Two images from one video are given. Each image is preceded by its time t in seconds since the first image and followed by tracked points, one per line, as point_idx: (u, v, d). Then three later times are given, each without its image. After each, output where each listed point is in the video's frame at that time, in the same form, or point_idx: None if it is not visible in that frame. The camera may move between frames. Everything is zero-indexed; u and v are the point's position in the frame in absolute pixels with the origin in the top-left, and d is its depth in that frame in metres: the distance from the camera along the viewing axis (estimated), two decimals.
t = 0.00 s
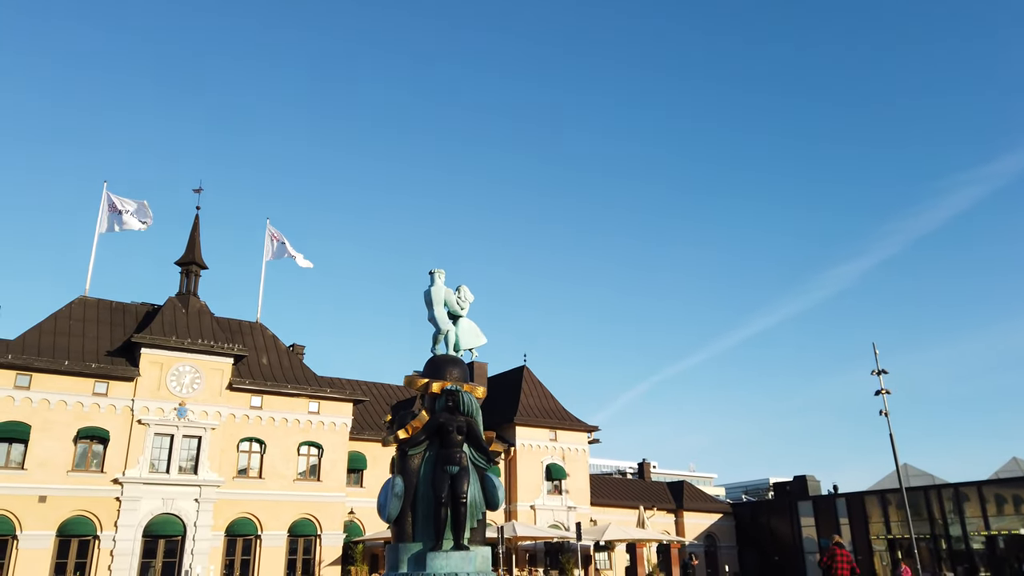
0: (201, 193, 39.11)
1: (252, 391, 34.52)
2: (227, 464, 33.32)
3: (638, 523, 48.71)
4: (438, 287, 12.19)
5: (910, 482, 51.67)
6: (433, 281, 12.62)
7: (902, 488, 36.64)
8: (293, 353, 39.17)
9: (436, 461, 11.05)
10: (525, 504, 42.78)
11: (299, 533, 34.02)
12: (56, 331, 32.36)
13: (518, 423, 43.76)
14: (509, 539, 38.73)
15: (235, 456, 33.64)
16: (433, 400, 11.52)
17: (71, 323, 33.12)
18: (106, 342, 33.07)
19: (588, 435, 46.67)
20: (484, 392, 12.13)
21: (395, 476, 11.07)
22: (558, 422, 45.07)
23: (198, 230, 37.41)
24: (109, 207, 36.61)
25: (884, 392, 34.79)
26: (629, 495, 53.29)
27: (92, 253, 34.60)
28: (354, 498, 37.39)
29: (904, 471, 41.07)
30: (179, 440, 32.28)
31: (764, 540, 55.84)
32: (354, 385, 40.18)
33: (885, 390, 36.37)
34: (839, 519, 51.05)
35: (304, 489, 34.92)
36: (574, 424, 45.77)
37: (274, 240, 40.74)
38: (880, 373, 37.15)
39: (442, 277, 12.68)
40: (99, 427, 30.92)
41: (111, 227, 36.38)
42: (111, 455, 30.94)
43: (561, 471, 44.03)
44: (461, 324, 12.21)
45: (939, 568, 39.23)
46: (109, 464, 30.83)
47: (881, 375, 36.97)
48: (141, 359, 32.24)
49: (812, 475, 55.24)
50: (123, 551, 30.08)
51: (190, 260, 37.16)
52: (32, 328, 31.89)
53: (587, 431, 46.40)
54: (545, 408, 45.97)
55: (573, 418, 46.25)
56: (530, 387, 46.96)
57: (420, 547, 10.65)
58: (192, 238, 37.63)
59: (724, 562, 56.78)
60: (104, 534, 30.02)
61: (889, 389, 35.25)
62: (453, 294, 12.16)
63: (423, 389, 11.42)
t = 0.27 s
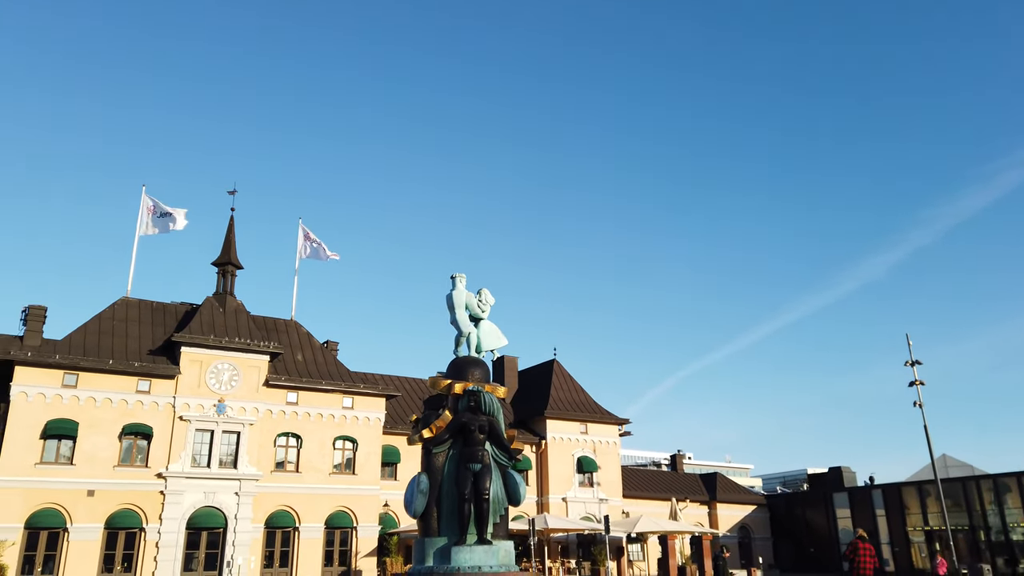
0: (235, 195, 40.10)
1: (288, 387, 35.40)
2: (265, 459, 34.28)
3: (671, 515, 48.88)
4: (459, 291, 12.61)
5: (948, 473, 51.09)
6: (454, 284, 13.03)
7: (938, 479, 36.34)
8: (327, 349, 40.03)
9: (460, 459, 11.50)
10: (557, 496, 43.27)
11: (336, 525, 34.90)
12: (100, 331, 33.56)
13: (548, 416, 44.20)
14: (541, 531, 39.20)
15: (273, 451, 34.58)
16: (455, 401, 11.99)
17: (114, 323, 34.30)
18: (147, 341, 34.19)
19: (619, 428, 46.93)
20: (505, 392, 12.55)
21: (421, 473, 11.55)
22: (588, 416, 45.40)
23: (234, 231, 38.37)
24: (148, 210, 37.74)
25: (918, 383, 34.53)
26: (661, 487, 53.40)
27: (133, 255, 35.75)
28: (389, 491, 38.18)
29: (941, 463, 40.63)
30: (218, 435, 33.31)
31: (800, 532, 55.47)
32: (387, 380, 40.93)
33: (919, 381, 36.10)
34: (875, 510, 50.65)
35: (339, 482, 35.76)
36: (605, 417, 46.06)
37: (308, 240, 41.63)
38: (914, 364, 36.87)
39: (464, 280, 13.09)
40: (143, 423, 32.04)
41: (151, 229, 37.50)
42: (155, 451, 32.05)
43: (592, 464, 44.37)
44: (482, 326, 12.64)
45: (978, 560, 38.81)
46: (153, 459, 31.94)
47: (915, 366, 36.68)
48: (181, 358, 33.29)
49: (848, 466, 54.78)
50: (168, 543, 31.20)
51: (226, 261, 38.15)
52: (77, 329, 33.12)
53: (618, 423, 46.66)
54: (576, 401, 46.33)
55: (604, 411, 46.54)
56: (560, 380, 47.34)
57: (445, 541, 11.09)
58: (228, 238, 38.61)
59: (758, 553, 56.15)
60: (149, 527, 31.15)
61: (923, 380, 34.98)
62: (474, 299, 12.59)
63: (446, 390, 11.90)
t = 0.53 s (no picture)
0: (274, 183, 41.12)
1: (329, 369, 36.40)
2: (308, 439, 35.40)
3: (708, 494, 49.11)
4: (487, 278, 13.08)
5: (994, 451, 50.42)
6: (483, 271, 13.50)
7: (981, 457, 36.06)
8: (366, 333, 40.95)
9: (489, 439, 12.01)
10: (594, 475, 43.84)
11: (377, 503, 35.94)
12: (149, 317, 34.88)
13: (584, 396, 44.68)
14: (578, 508, 39.84)
15: (316, 431, 35.68)
16: (485, 383, 12.49)
17: (163, 310, 35.60)
18: (194, 327, 35.43)
19: (655, 407, 47.20)
20: (533, 374, 13.02)
21: (452, 453, 12.09)
22: (625, 395, 45.75)
23: (274, 219, 39.36)
24: (192, 199, 38.92)
25: (959, 360, 34.19)
26: (699, 466, 53.60)
27: (178, 244, 37.00)
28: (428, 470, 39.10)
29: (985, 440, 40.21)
30: (264, 416, 34.50)
31: (841, 510, 55.17)
32: (424, 362, 41.75)
33: (960, 358, 35.73)
34: (918, 488, 50.24)
35: (380, 461, 36.77)
36: (641, 396, 46.36)
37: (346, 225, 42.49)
38: (954, 341, 36.50)
39: (492, 267, 13.55)
40: (192, 406, 33.33)
41: (194, 218, 38.68)
42: (204, 432, 33.35)
43: (628, 443, 44.78)
44: (510, 311, 13.11)
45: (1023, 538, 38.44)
46: (202, 440, 33.24)
47: (956, 343, 36.29)
48: (227, 342, 34.46)
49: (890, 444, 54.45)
50: (218, 520, 32.53)
51: (267, 248, 39.20)
52: (128, 315, 34.48)
53: (654, 403, 46.93)
54: (612, 381, 46.70)
55: (640, 390, 46.83)
56: (596, 360, 47.71)
57: (476, 517, 11.64)
58: (268, 226, 39.63)
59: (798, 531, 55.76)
60: (200, 504, 32.51)
61: (964, 358, 34.65)
62: (501, 285, 13.05)
63: (476, 373, 12.40)
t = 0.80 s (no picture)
0: (298, 179, 41.83)
1: (353, 361, 37.07)
2: (334, 430, 36.14)
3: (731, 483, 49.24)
4: (500, 276, 13.43)
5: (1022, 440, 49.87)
6: (496, 269, 13.85)
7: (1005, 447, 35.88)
8: (389, 325, 41.60)
9: (503, 432, 12.40)
10: (616, 464, 44.18)
11: (402, 493, 36.61)
12: (179, 312, 35.77)
13: (606, 387, 44.98)
14: (599, 498, 40.24)
15: (341, 422, 36.39)
16: (499, 378, 12.88)
17: (191, 304, 36.48)
18: (222, 321, 36.28)
19: (677, 397, 47.37)
20: (545, 369, 13.39)
21: (468, 446, 12.52)
22: (646, 386, 45.98)
23: (298, 214, 40.05)
24: (218, 196, 39.71)
25: (983, 349, 33.99)
26: (722, 456, 53.70)
27: (206, 240, 37.85)
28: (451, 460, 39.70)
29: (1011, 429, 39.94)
30: (290, 408, 35.29)
31: (866, 499, 54.95)
32: (447, 354, 42.33)
33: (983, 347, 35.50)
34: (944, 478, 49.90)
35: (404, 452, 37.43)
36: (662, 386, 46.54)
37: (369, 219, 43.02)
38: (978, 330, 36.26)
39: (505, 265, 13.87)
40: (221, 398, 34.17)
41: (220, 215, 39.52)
42: (233, 423, 34.21)
43: (650, 433, 45.03)
44: (524, 308, 13.46)
45: None
46: (231, 431, 34.10)
47: (980, 332, 36.05)
48: (254, 336, 35.26)
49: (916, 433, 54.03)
50: (248, 509, 33.39)
51: (292, 243, 39.92)
52: (158, 310, 35.40)
53: (676, 393, 47.10)
54: (633, 372, 46.93)
55: (662, 381, 47.00)
56: (618, 351, 47.97)
57: (491, 507, 12.05)
58: (293, 221, 40.33)
59: (822, 521, 55.87)
60: (230, 494, 33.39)
61: (988, 346, 34.43)
62: (515, 282, 13.35)
63: (490, 369, 12.80)
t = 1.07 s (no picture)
0: (315, 171, 42.44)
1: (371, 350, 37.69)
2: (353, 417, 36.83)
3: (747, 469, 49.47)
4: (508, 268, 13.86)
5: None
6: (504, 261, 14.26)
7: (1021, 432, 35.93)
8: (406, 314, 42.18)
9: (511, 418, 12.83)
10: (631, 451, 44.59)
11: (420, 479, 37.27)
12: (200, 302, 36.54)
13: (621, 374, 45.31)
14: (614, 484, 40.68)
15: (360, 410, 37.07)
16: (507, 366, 13.32)
17: (213, 295, 37.24)
18: (242, 311, 37.02)
19: (692, 384, 47.61)
20: (552, 357, 13.80)
21: (478, 432, 12.98)
22: (661, 372, 46.26)
23: (316, 205, 40.64)
24: (237, 187, 40.35)
25: (997, 334, 33.89)
26: (738, 442, 53.88)
27: (225, 232, 38.60)
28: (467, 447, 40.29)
29: None
30: (310, 396, 36.01)
31: (883, 485, 54.94)
32: (463, 342, 42.85)
33: (998, 332, 35.40)
34: (962, 464, 49.76)
35: (422, 438, 38.06)
36: (678, 373, 46.80)
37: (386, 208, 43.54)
38: (993, 315, 36.14)
39: (512, 256, 14.29)
40: (242, 386, 34.94)
41: (238, 206, 40.17)
42: (254, 411, 34.99)
43: (665, 419, 45.34)
44: (531, 298, 13.88)
45: None
46: (253, 419, 34.88)
47: (995, 317, 35.95)
48: (273, 325, 35.96)
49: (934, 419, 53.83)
50: (269, 494, 34.20)
51: (310, 234, 40.54)
52: (180, 301, 36.20)
53: (691, 380, 47.33)
54: (649, 359, 47.21)
55: (677, 368, 47.25)
56: (633, 338, 48.26)
57: (499, 491, 12.48)
58: (310, 212, 40.93)
59: (839, 507, 55.95)
60: (252, 479, 34.21)
61: (1002, 331, 34.32)
62: (522, 273, 13.77)
63: (498, 357, 13.24)
